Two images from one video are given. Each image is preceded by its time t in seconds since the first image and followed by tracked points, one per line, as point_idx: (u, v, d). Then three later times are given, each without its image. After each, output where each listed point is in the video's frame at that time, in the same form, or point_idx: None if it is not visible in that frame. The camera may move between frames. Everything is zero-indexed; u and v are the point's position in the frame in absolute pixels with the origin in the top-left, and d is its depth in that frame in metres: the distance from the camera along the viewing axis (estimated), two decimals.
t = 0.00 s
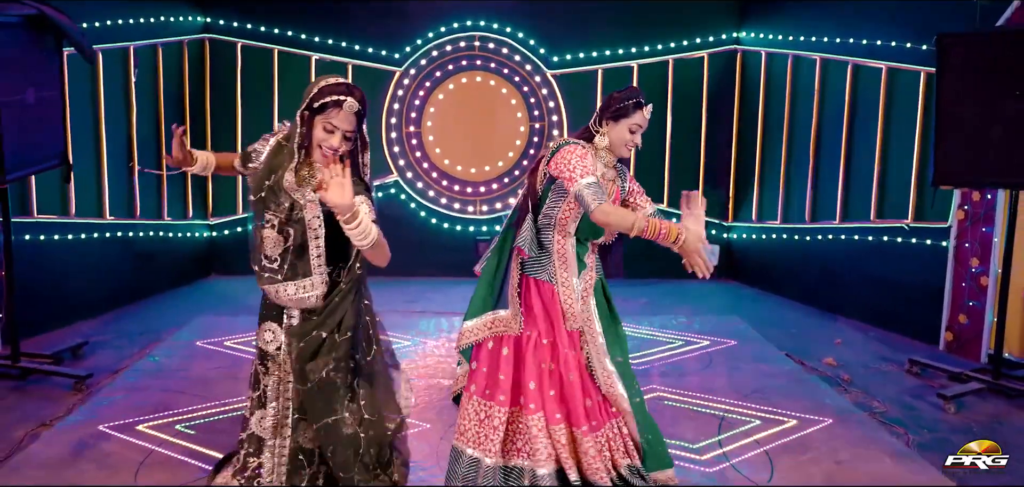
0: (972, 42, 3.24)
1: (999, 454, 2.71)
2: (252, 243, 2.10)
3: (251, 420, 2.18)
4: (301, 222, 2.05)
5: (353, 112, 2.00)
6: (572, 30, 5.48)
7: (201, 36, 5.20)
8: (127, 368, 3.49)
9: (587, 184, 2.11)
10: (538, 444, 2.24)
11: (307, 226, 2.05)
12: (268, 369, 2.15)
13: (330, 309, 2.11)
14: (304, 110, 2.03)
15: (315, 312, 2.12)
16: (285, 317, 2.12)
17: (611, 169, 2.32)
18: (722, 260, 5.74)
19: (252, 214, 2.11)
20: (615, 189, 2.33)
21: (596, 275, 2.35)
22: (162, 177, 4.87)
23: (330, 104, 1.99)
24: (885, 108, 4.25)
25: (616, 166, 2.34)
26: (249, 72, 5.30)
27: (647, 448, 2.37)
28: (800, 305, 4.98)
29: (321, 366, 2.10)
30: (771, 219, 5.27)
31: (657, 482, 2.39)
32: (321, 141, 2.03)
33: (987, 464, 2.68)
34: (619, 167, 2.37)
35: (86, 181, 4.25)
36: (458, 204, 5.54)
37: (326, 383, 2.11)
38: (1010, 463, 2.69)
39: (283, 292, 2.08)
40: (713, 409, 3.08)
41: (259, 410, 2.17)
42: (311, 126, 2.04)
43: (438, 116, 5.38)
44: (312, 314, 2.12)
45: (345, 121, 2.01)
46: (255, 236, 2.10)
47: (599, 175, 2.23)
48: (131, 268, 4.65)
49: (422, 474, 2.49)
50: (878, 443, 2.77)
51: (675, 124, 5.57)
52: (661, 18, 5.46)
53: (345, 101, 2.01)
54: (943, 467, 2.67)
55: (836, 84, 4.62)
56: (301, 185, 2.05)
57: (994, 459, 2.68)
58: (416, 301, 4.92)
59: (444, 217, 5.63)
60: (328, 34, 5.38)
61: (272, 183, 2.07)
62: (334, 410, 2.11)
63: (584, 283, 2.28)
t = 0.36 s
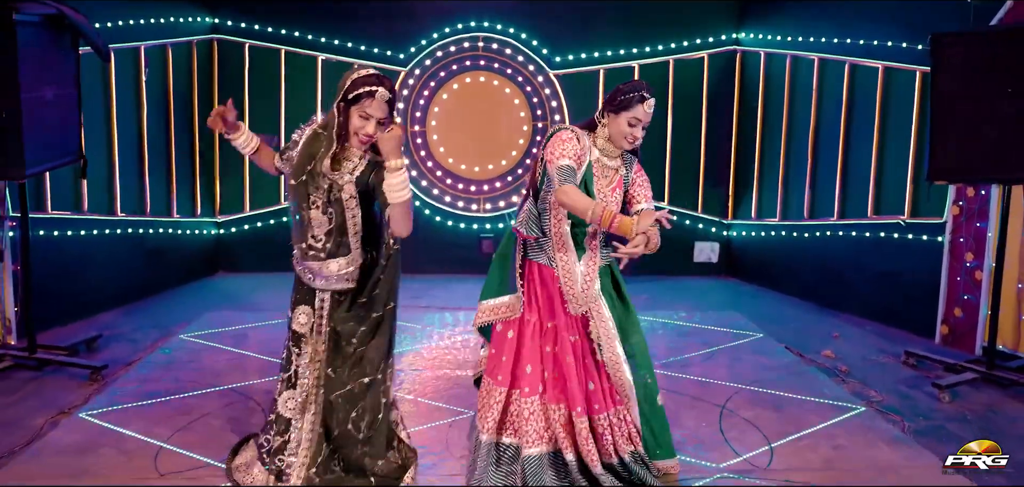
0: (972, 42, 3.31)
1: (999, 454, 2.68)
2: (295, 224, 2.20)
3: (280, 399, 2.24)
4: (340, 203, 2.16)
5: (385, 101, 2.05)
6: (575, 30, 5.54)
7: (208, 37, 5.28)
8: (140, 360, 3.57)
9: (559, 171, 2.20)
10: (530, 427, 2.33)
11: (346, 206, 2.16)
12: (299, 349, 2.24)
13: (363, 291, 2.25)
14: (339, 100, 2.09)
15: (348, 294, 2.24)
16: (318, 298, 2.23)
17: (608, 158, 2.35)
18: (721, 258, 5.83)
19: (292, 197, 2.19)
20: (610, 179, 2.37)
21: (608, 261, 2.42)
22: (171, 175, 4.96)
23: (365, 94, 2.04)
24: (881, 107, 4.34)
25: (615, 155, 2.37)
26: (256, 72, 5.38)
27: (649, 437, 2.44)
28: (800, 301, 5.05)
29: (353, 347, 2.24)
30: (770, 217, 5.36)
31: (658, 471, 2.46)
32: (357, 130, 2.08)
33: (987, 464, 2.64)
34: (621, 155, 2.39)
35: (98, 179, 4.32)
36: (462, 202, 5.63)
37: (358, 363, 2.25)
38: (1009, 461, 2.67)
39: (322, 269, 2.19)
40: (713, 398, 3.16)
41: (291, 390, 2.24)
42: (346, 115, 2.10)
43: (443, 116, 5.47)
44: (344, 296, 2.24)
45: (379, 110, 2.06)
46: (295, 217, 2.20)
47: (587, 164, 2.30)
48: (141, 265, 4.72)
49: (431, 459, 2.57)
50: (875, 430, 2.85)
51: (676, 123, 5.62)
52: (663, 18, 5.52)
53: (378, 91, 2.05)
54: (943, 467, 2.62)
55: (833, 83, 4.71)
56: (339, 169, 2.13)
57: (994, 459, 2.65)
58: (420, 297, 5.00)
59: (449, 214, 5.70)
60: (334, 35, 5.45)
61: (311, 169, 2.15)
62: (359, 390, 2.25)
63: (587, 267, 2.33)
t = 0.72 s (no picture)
0: (968, 43, 3.39)
1: (999, 455, 2.63)
2: (320, 218, 2.40)
3: (304, 384, 2.41)
4: (364, 196, 2.39)
5: (403, 100, 2.30)
6: (575, 32, 5.63)
7: (214, 39, 5.40)
8: (149, 354, 3.64)
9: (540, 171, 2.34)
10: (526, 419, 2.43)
11: (369, 199, 2.39)
12: (324, 338, 2.43)
13: (384, 280, 2.49)
14: (360, 101, 2.33)
15: (370, 284, 2.45)
16: (341, 288, 2.43)
17: (597, 156, 2.42)
18: (718, 257, 5.92)
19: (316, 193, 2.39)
20: (598, 176, 2.42)
21: (609, 260, 2.40)
22: (177, 174, 5.05)
23: (383, 94, 2.28)
24: (875, 107, 4.43)
25: (603, 153, 2.43)
26: (261, 74, 5.47)
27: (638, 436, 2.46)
28: (796, 298, 5.13)
29: (375, 332, 2.47)
30: (766, 216, 5.45)
31: (654, 465, 2.48)
32: (376, 127, 2.33)
33: (987, 464, 2.58)
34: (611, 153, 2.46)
35: (107, 178, 4.40)
36: (463, 201, 5.71)
37: (382, 346, 2.47)
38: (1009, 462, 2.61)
39: (350, 257, 2.39)
40: (710, 390, 3.24)
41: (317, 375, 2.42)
42: (367, 115, 2.33)
43: (444, 116, 5.55)
44: (367, 286, 2.45)
45: (396, 107, 2.30)
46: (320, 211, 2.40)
47: (570, 161, 2.40)
48: (148, 263, 4.80)
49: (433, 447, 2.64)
50: (867, 420, 2.92)
51: (673, 124, 5.71)
52: (660, 20, 5.60)
53: (394, 90, 2.29)
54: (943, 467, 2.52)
55: (828, 84, 4.80)
56: (361, 163, 2.37)
57: (994, 459, 2.60)
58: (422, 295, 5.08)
59: (450, 213, 5.77)
60: (337, 37, 5.52)
61: (335, 165, 2.37)
62: (381, 370, 2.47)
63: (581, 267, 2.35)
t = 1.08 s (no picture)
0: (956, 45, 3.47)
1: (998, 454, 2.64)
2: (326, 199, 2.50)
3: (314, 365, 2.52)
4: (368, 177, 2.49)
5: (405, 88, 2.39)
6: (573, 36, 5.71)
7: (218, 42, 5.41)
8: (155, 350, 3.72)
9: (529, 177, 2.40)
10: (530, 402, 2.51)
11: (374, 180, 2.49)
12: (330, 320, 2.52)
13: (387, 261, 2.57)
14: (364, 88, 2.43)
15: (373, 265, 2.54)
16: (345, 271, 2.52)
17: (581, 150, 2.42)
18: (715, 257, 5.99)
19: (321, 175, 2.50)
20: (586, 170, 2.41)
21: (617, 255, 2.40)
22: (181, 175, 5.13)
23: (387, 82, 2.37)
24: (867, 108, 4.51)
25: (590, 147, 2.42)
26: (263, 77, 5.53)
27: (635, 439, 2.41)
28: (791, 297, 5.21)
29: (378, 313, 2.54)
30: (761, 216, 5.53)
31: (653, 470, 2.44)
32: (380, 113, 2.42)
33: (986, 464, 2.61)
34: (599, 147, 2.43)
35: (112, 179, 4.48)
36: (463, 202, 5.79)
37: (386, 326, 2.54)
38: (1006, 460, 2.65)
39: (353, 237, 2.49)
40: (704, 384, 3.32)
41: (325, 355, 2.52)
42: (370, 101, 2.43)
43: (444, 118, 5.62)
44: (369, 267, 2.53)
45: (399, 96, 2.40)
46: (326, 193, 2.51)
47: (556, 162, 2.41)
48: (153, 262, 4.87)
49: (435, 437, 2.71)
50: (858, 413, 3.00)
51: (670, 126, 5.79)
52: (656, 24, 5.69)
53: (397, 79, 2.39)
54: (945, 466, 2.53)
55: (821, 87, 4.88)
56: (364, 146, 2.47)
57: (994, 459, 2.62)
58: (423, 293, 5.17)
59: (450, 214, 5.85)
60: (338, 40, 5.60)
61: (339, 148, 2.47)
62: (386, 351, 2.54)
63: (585, 261, 2.37)
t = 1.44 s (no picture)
0: (947, 51, 3.54)
1: (999, 454, 2.54)
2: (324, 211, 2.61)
3: (312, 365, 2.65)
4: (360, 188, 2.57)
5: (393, 101, 2.49)
6: (572, 40, 5.79)
7: (222, 46, 5.50)
8: (162, 347, 3.79)
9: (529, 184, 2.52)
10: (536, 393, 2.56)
11: (365, 191, 2.57)
12: (325, 322, 2.64)
13: (380, 266, 2.70)
14: (354, 101, 2.52)
15: (366, 270, 2.66)
16: (339, 277, 2.65)
17: (569, 149, 2.46)
18: (712, 258, 6.07)
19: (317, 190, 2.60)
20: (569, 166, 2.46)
21: (611, 249, 2.39)
22: (186, 177, 5.21)
23: (374, 95, 2.47)
24: (861, 111, 4.59)
25: (576, 145, 2.44)
26: (267, 80, 5.62)
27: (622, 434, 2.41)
28: (787, 297, 5.29)
29: (371, 314, 2.66)
30: (758, 217, 5.61)
31: (647, 466, 2.44)
32: (368, 125, 2.52)
33: (987, 464, 2.52)
34: (581, 144, 2.44)
35: (120, 180, 4.56)
36: (463, 204, 5.86)
37: (379, 327, 2.67)
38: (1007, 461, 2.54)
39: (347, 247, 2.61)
40: (700, 380, 3.39)
41: (321, 355, 2.64)
42: (360, 113, 2.53)
43: (445, 121, 5.71)
44: (362, 272, 2.66)
45: (386, 108, 2.49)
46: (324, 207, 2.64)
47: (550, 163, 2.53)
48: (159, 263, 4.95)
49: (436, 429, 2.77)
50: (849, 407, 3.07)
51: (668, 130, 5.87)
52: (654, 29, 5.78)
53: (385, 92, 2.49)
54: (945, 468, 2.46)
55: (816, 90, 4.96)
56: (354, 160, 2.56)
57: (994, 459, 2.52)
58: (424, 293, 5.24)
59: (450, 216, 5.92)
60: (341, 45, 5.68)
61: (333, 162, 2.56)
62: (380, 350, 2.67)
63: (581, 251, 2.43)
